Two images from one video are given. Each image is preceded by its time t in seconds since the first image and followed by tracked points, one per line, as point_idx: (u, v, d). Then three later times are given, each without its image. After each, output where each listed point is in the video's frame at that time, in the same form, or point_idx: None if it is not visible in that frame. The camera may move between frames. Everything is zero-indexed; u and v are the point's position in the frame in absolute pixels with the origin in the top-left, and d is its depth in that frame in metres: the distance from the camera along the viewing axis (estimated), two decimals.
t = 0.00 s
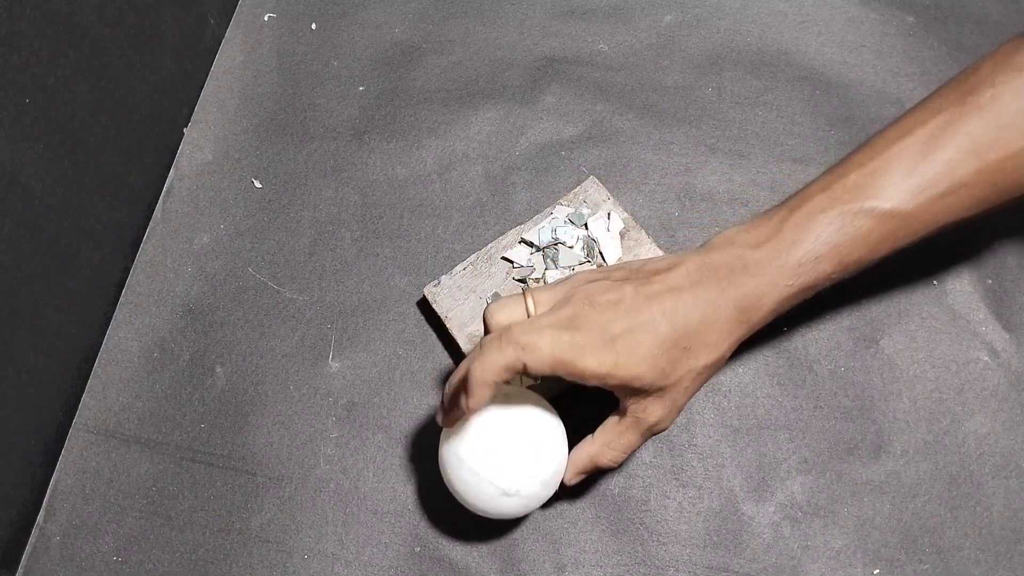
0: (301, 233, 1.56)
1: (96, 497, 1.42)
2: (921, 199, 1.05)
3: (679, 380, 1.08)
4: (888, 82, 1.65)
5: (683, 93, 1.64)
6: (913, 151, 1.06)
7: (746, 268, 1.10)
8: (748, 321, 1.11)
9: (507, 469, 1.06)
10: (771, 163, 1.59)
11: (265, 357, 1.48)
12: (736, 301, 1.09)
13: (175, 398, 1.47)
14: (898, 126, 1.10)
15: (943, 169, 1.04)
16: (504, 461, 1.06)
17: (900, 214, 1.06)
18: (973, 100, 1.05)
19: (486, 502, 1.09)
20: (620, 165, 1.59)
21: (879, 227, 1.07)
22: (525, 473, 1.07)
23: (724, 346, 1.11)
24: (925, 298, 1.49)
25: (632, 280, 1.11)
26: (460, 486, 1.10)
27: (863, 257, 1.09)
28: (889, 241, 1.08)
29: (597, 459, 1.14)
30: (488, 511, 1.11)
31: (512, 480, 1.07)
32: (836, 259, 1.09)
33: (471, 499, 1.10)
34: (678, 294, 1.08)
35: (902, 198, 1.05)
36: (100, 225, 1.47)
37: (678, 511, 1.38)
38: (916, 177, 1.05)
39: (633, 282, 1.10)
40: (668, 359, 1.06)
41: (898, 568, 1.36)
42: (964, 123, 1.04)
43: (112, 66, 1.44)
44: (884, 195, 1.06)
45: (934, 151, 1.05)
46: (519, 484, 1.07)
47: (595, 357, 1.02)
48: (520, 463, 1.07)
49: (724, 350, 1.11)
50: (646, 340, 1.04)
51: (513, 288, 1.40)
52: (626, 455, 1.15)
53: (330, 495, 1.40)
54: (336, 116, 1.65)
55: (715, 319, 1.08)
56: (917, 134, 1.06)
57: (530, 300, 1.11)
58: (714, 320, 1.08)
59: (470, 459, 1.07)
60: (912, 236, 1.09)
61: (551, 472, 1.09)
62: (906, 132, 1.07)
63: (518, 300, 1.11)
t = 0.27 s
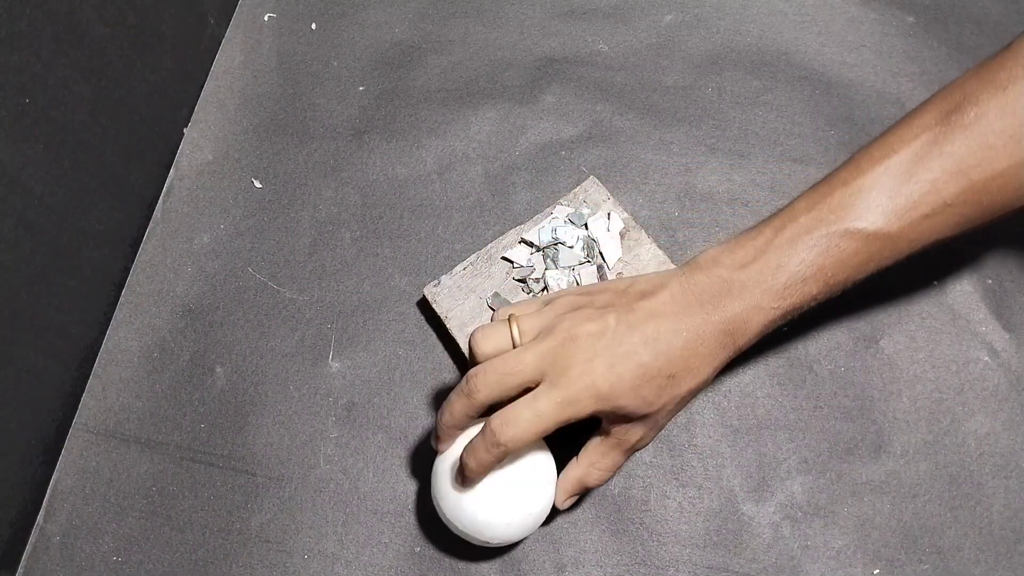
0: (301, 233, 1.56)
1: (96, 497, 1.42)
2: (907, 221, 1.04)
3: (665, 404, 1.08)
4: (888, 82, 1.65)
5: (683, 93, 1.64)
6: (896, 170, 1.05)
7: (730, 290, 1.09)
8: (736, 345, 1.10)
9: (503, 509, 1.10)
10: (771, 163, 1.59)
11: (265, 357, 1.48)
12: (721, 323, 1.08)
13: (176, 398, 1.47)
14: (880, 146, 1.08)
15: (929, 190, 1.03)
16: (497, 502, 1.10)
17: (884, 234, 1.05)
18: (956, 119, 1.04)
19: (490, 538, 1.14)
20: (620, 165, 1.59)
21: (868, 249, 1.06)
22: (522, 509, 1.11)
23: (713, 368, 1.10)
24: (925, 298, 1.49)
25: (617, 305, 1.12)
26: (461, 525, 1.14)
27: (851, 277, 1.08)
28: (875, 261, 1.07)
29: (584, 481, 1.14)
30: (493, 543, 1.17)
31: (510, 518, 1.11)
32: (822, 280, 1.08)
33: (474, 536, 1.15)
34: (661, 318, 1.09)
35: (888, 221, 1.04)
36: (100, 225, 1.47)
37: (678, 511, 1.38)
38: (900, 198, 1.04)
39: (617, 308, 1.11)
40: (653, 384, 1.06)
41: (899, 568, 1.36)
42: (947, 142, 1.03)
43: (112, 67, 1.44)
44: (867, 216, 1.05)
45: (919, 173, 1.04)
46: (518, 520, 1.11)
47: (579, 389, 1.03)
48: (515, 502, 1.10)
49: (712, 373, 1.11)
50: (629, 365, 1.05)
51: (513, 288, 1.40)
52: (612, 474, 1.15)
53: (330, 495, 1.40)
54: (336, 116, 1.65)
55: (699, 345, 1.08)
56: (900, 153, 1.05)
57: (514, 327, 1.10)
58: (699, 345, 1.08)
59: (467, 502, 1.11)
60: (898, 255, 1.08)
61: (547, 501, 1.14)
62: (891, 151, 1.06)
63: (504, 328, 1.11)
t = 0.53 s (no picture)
0: (301, 233, 1.56)
1: (96, 497, 1.42)
2: (911, 226, 1.04)
3: (670, 409, 1.08)
4: (888, 82, 1.65)
5: (683, 93, 1.64)
6: (901, 174, 1.05)
7: (736, 293, 1.09)
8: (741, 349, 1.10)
9: (499, 514, 1.11)
10: (771, 163, 1.59)
11: (264, 357, 1.48)
12: (726, 327, 1.09)
13: (175, 398, 1.47)
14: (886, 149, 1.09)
15: (932, 195, 1.03)
16: (493, 507, 1.10)
17: (890, 238, 1.05)
18: (960, 122, 1.04)
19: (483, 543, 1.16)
20: (620, 165, 1.59)
21: (872, 253, 1.06)
22: (517, 516, 1.12)
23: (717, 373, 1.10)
24: (925, 298, 1.49)
25: (621, 308, 1.12)
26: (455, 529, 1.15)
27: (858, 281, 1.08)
28: (881, 265, 1.07)
29: (592, 487, 1.13)
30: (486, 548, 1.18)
31: (506, 524, 1.12)
32: (829, 284, 1.08)
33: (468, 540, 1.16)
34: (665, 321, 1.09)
35: (892, 225, 1.05)
36: (100, 225, 1.47)
37: (678, 511, 1.38)
38: (906, 202, 1.04)
39: (622, 312, 1.12)
40: (658, 386, 1.06)
41: (899, 568, 1.36)
42: (952, 145, 1.04)
43: (112, 67, 1.44)
44: (873, 219, 1.05)
45: (922, 178, 1.04)
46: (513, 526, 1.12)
47: (580, 392, 1.04)
48: (511, 508, 1.11)
49: (717, 378, 1.10)
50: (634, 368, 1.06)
51: (513, 288, 1.40)
52: (620, 480, 1.15)
53: (330, 495, 1.40)
54: (336, 116, 1.65)
55: (702, 349, 1.08)
56: (905, 156, 1.05)
57: (519, 328, 1.11)
58: (701, 349, 1.08)
59: (462, 506, 1.12)
60: (905, 258, 1.08)
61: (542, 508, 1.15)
62: (895, 155, 1.06)
63: (510, 329, 1.11)
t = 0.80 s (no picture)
0: (301, 233, 1.56)
1: (96, 497, 1.42)
2: (921, 226, 1.04)
3: (679, 409, 1.08)
4: (888, 82, 1.65)
5: (683, 93, 1.64)
6: (909, 175, 1.05)
7: (745, 294, 1.09)
8: (751, 349, 1.10)
9: (495, 504, 1.11)
10: (772, 163, 1.59)
11: (264, 357, 1.48)
12: (736, 327, 1.08)
13: (176, 398, 1.47)
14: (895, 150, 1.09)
15: (941, 196, 1.03)
16: (490, 496, 1.11)
17: (899, 238, 1.05)
18: (968, 123, 1.04)
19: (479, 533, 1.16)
20: (620, 165, 1.59)
21: (881, 254, 1.06)
22: (514, 509, 1.11)
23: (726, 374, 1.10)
24: (925, 298, 1.49)
25: (631, 308, 1.12)
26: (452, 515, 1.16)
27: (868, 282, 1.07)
28: (890, 266, 1.07)
29: (600, 489, 1.13)
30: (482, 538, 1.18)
31: (502, 515, 1.12)
32: (839, 285, 1.08)
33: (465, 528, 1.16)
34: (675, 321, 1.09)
35: (901, 226, 1.04)
36: (100, 225, 1.47)
37: (678, 511, 1.38)
38: (915, 202, 1.04)
39: (632, 311, 1.12)
40: (667, 386, 1.06)
41: (898, 568, 1.36)
42: (960, 145, 1.04)
43: (112, 67, 1.44)
44: (883, 219, 1.05)
45: (931, 179, 1.04)
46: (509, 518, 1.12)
47: (589, 390, 1.04)
48: (508, 500, 1.11)
49: (727, 379, 1.10)
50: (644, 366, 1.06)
51: (513, 288, 1.40)
52: (629, 481, 1.14)
53: (330, 495, 1.40)
54: (336, 116, 1.65)
55: (712, 349, 1.08)
56: (913, 157, 1.05)
57: (529, 326, 1.11)
58: (710, 350, 1.08)
59: (462, 497, 1.12)
60: (914, 259, 1.08)
61: (541, 504, 1.14)
62: (903, 156, 1.06)
63: (520, 326, 1.12)
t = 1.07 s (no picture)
0: (301, 233, 1.56)
1: (96, 497, 1.42)
2: (918, 226, 1.04)
3: (674, 409, 1.09)
4: (888, 82, 1.65)
5: (683, 93, 1.64)
6: (906, 175, 1.05)
7: (741, 294, 1.09)
8: (747, 349, 1.10)
9: (493, 498, 1.11)
10: (772, 163, 1.59)
11: (264, 357, 1.48)
12: (732, 327, 1.08)
13: (176, 398, 1.47)
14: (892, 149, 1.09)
15: (938, 196, 1.03)
16: (489, 489, 1.11)
17: (896, 238, 1.05)
18: (966, 123, 1.04)
19: (478, 528, 1.17)
20: (620, 165, 1.59)
21: (877, 255, 1.06)
22: (512, 505, 1.12)
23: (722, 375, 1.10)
24: (926, 298, 1.49)
25: (626, 308, 1.12)
26: (454, 507, 1.17)
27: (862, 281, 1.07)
28: (886, 266, 1.07)
29: (594, 486, 1.14)
30: (483, 534, 1.19)
31: (500, 511, 1.12)
32: (835, 285, 1.08)
33: (465, 521, 1.17)
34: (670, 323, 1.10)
35: (898, 226, 1.04)
36: (100, 225, 1.47)
37: (678, 511, 1.38)
38: (911, 202, 1.04)
39: (628, 311, 1.12)
40: (662, 386, 1.06)
41: (898, 568, 1.36)
42: (957, 145, 1.03)
43: (112, 67, 1.44)
44: (879, 219, 1.05)
45: (927, 179, 1.04)
46: (507, 515, 1.12)
47: (583, 389, 1.04)
48: (505, 495, 1.11)
49: (722, 379, 1.10)
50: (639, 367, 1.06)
51: (513, 288, 1.40)
52: (623, 480, 1.15)
53: (330, 495, 1.40)
54: (336, 116, 1.65)
55: (708, 349, 1.08)
56: (911, 157, 1.05)
57: (525, 325, 1.11)
58: (706, 349, 1.08)
59: (464, 493, 1.13)
60: (910, 259, 1.08)
61: (541, 506, 1.13)
62: (900, 156, 1.06)
63: (515, 325, 1.12)
